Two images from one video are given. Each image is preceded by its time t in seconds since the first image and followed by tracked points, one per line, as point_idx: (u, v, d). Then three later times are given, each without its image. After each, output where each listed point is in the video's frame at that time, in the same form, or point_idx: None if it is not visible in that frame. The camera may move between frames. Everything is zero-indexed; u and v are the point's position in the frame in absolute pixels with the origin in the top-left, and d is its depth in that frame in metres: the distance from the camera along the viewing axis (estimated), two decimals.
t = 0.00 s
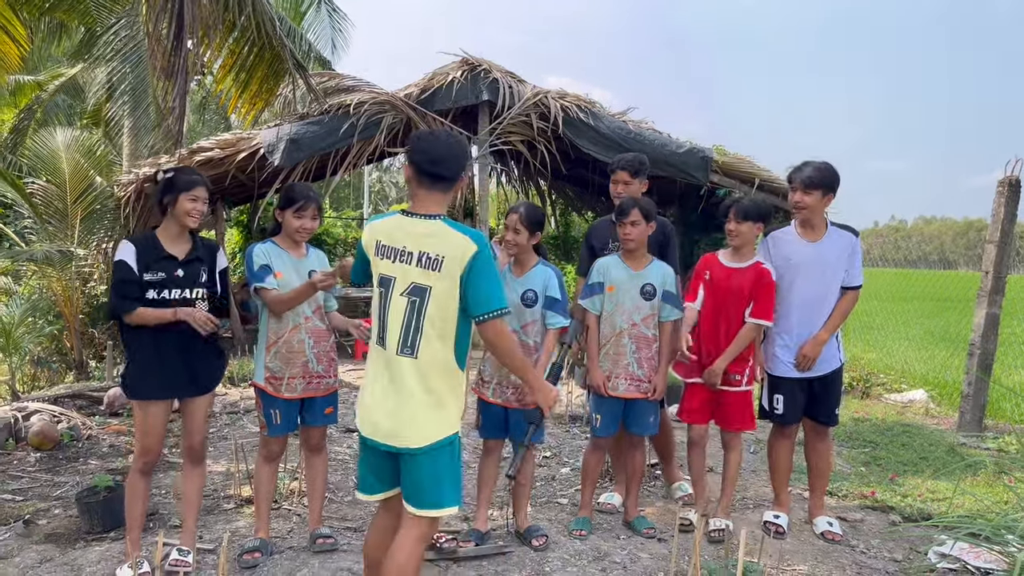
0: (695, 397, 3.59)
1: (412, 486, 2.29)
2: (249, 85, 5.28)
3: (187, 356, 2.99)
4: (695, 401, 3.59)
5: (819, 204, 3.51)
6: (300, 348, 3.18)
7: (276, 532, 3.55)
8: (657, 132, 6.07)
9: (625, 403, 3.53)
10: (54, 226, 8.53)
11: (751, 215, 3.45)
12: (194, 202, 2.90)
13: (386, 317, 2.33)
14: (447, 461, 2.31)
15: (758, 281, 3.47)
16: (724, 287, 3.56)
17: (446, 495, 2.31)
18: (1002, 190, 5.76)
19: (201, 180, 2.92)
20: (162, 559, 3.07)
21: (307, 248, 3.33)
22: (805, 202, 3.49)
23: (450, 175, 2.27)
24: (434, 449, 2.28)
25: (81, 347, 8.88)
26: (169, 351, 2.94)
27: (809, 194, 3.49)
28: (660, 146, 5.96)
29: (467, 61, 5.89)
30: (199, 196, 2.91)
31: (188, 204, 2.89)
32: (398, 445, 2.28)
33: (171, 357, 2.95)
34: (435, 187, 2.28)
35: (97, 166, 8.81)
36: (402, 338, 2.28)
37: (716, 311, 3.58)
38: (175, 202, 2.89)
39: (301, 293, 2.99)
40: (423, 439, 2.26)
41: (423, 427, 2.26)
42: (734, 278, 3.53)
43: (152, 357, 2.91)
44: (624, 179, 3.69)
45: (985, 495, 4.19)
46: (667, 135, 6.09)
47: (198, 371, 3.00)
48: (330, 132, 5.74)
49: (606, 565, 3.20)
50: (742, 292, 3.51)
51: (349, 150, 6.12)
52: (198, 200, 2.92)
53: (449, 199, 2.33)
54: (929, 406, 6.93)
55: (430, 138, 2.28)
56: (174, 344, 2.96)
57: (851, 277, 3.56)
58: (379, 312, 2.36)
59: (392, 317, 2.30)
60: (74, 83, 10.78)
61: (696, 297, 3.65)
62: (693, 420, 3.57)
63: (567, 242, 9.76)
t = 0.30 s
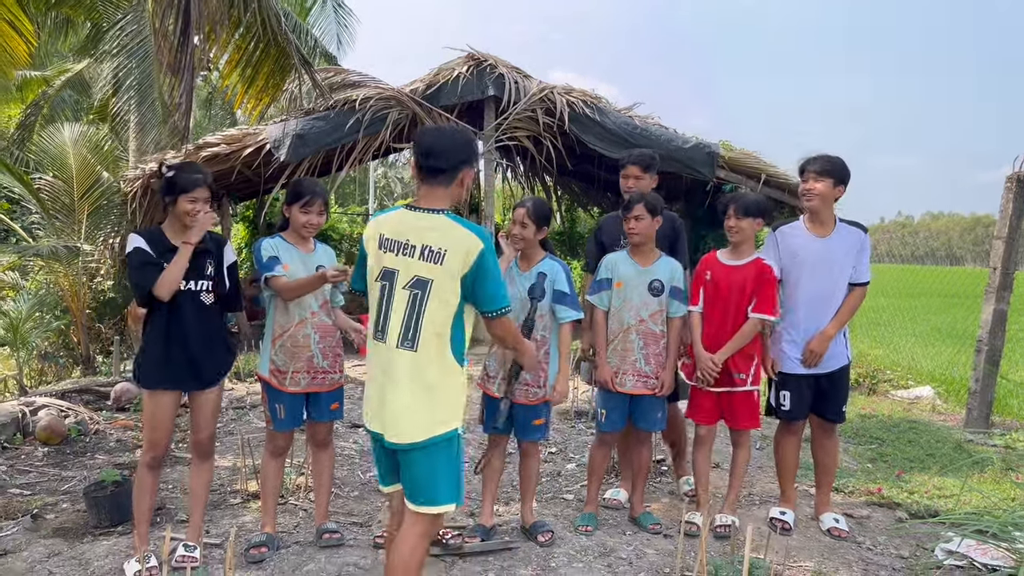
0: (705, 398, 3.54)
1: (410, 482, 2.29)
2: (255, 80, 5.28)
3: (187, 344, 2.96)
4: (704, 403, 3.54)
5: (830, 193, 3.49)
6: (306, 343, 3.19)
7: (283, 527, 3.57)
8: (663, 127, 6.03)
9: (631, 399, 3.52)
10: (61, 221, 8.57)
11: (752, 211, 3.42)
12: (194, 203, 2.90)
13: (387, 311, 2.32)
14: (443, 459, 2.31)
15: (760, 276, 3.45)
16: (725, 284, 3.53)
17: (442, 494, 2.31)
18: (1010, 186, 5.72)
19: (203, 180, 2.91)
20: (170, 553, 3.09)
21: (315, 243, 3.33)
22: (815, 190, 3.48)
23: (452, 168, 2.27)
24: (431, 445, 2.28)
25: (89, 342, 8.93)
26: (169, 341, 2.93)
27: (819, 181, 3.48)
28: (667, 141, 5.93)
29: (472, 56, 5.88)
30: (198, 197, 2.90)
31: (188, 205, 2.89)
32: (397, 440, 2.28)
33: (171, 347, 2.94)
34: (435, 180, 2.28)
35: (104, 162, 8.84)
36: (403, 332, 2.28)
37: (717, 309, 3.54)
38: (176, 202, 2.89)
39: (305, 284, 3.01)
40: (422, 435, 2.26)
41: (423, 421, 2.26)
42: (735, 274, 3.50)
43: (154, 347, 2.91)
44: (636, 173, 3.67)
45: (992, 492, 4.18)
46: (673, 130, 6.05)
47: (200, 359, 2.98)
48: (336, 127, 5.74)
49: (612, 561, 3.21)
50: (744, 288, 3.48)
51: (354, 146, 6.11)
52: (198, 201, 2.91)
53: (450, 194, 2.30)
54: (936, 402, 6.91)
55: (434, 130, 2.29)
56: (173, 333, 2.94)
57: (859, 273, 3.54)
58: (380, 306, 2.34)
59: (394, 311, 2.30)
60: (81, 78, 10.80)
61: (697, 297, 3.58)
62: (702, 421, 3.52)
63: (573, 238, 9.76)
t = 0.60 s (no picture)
0: (709, 392, 3.52)
1: (430, 475, 2.32)
2: (261, 76, 5.27)
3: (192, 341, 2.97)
4: (707, 398, 3.53)
5: (835, 185, 3.49)
6: (312, 340, 3.18)
7: (289, 523, 3.58)
8: (669, 123, 6.00)
9: (639, 395, 3.52)
10: (67, 218, 8.58)
11: (752, 206, 3.41)
12: (204, 197, 2.90)
13: (406, 309, 2.31)
14: (462, 452, 2.32)
15: (764, 272, 3.44)
16: (730, 281, 3.51)
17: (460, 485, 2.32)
18: (1018, 182, 5.69)
19: (212, 175, 2.91)
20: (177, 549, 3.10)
21: (323, 239, 3.33)
22: (821, 182, 3.47)
23: (458, 166, 2.28)
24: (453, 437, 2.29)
25: (95, 337, 8.96)
26: (171, 337, 2.94)
27: (824, 173, 3.48)
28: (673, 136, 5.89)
29: (478, 51, 5.86)
30: (208, 191, 2.90)
31: (197, 199, 2.89)
32: (421, 433, 2.29)
33: (173, 344, 2.95)
34: (440, 179, 2.30)
35: (110, 158, 8.85)
36: (426, 327, 2.28)
37: (723, 306, 3.52)
38: (186, 197, 2.90)
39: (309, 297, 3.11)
40: (445, 427, 2.27)
41: (450, 413, 2.27)
42: (740, 270, 3.48)
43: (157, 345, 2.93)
44: (663, 168, 3.81)
45: (999, 489, 4.16)
46: (679, 126, 6.01)
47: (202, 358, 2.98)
48: (342, 123, 5.73)
49: (618, 557, 3.21)
50: (750, 285, 3.47)
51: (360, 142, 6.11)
52: (208, 195, 2.91)
53: (453, 192, 2.31)
54: (942, 399, 6.89)
55: (438, 128, 2.30)
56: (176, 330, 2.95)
57: (865, 269, 3.53)
58: (398, 306, 2.33)
59: (416, 309, 2.29)
60: (86, 74, 10.82)
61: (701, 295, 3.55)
62: (706, 416, 3.51)
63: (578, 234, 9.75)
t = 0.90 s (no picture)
0: (713, 389, 3.52)
1: (440, 465, 2.32)
2: (264, 73, 5.27)
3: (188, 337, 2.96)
4: (710, 394, 3.52)
5: (836, 184, 3.46)
6: (315, 339, 3.19)
7: (293, 519, 3.58)
8: (673, 120, 5.97)
9: (644, 392, 3.52)
10: (71, 214, 8.60)
11: (754, 204, 3.40)
12: (219, 195, 2.91)
13: (424, 304, 2.30)
14: (475, 440, 2.32)
15: (769, 268, 3.43)
16: (735, 278, 3.49)
17: (470, 475, 2.32)
18: None
19: (227, 173, 2.92)
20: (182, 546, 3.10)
21: (325, 236, 3.32)
22: (822, 181, 3.45)
23: (464, 163, 2.28)
24: (472, 423, 2.30)
25: (99, 334, 8.98)
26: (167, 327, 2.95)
27: (825, 171, 3.45)
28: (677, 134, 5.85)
29: (481, 48, 5.85)
30: (223, 190, 2.92)
31: (213, 197, 2.91)
32: (441, 421, 2.29)
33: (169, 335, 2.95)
34: (444, 176, 2.31)
35: (114, 155, 8.86)
36: (447, 318, 2.29)
37: (728, 302, 3.50)
38: (201, 195, 2.91)
39: (276, 336, 3.11)
40: (464, 412, 2.29)
41: (471, 399, 2.29)
42: (744, 267, 3.47)
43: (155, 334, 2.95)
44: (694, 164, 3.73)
45: (1004, 486, 4.15)
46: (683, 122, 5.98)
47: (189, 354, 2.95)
48: (345, 120, 5.73)
49: (621, 555, 3.21)
50: (755, 281, 3.45)
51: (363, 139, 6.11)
52: (223, 193, 2.93)
53: (459, 188, 2.32)
54: (947, 396, 6.87)
55: (443, 124, 2.30)
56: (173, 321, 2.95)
57: (868, 264, 3.52)
58: (415, 301, 2.31)
59: (436, 303, 2.29)
60: (90, 71, 10.83)
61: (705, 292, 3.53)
62: (709, 412, 3.50)
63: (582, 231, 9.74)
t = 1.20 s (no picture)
0: (714, 387, 3.52)
1: (443, 458, 2.32)
2: (265, 71, 5.27)
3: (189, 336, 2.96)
4: (710, 393, 3.52)
5: (834, 183, 3.48)
6: (314, 338, 3.19)
7: (294, 517, 3.58)
8: (674, 117, 5.95)
9: (646, 389, 3.52)
10: (73, 212, 8.60)
11: (754, 201, 3.39)
12: (221, 193, 2.90)
13: (427, 300, 2.30)
14: (480, 432, 2.32)
15: (771, 268, 3.42)
16: (736, 277, 3.47)
17: (474, 467, 2.32)
18: None
19: (229, 172, 2.91)
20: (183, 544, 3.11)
21: (326, 233, 3.31)
22: (820, 181, 3.47)
23: (470, 162, 2.28)
24: (475, 415, 2.30)
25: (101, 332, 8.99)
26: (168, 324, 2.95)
27: (822, 172, 3.45)
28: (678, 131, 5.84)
29: (482, 46, 5.84)
30: (226, 188, 2.91)
31: (215, 196, 2.89)
32: (443, 413, 2.29)
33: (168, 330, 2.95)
34: (451, 175, 2.31)
35: (115, 153, 8.87)
36: (450, 314, 2.29)
37: (729, 301, 3.49)
38: (203, 194, 2.90)
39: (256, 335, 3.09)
40: (468, 405, 2.29)
41: (473, 393, 2.29)
42: (746, 266, 3.45)
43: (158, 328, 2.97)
44: (723, 167, 3.66)
45: (1005, 484, 4.15)
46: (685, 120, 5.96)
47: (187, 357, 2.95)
48: (346, 118, 5.72)
49: (623, 553, 3.21)
50: (757, 280, 3.44)
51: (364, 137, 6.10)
52: (226, 191, 2.92)
53: (465, 188, 2.31)
54: (948, 394, 6.87)
55: (458, 124, 2.31)
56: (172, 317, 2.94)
57: (868, 262, 3.53)
58: (418, 297, 2.32)
59: (439, 299, 2.29)
60: (91, 69, 10.84)
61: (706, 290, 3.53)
62: (709, 411, 3.50)
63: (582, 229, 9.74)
